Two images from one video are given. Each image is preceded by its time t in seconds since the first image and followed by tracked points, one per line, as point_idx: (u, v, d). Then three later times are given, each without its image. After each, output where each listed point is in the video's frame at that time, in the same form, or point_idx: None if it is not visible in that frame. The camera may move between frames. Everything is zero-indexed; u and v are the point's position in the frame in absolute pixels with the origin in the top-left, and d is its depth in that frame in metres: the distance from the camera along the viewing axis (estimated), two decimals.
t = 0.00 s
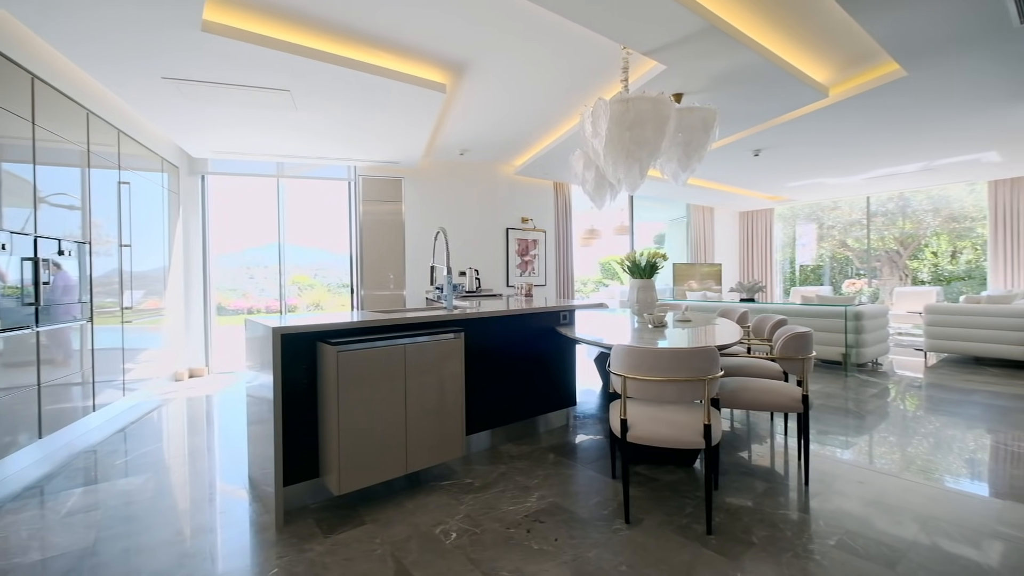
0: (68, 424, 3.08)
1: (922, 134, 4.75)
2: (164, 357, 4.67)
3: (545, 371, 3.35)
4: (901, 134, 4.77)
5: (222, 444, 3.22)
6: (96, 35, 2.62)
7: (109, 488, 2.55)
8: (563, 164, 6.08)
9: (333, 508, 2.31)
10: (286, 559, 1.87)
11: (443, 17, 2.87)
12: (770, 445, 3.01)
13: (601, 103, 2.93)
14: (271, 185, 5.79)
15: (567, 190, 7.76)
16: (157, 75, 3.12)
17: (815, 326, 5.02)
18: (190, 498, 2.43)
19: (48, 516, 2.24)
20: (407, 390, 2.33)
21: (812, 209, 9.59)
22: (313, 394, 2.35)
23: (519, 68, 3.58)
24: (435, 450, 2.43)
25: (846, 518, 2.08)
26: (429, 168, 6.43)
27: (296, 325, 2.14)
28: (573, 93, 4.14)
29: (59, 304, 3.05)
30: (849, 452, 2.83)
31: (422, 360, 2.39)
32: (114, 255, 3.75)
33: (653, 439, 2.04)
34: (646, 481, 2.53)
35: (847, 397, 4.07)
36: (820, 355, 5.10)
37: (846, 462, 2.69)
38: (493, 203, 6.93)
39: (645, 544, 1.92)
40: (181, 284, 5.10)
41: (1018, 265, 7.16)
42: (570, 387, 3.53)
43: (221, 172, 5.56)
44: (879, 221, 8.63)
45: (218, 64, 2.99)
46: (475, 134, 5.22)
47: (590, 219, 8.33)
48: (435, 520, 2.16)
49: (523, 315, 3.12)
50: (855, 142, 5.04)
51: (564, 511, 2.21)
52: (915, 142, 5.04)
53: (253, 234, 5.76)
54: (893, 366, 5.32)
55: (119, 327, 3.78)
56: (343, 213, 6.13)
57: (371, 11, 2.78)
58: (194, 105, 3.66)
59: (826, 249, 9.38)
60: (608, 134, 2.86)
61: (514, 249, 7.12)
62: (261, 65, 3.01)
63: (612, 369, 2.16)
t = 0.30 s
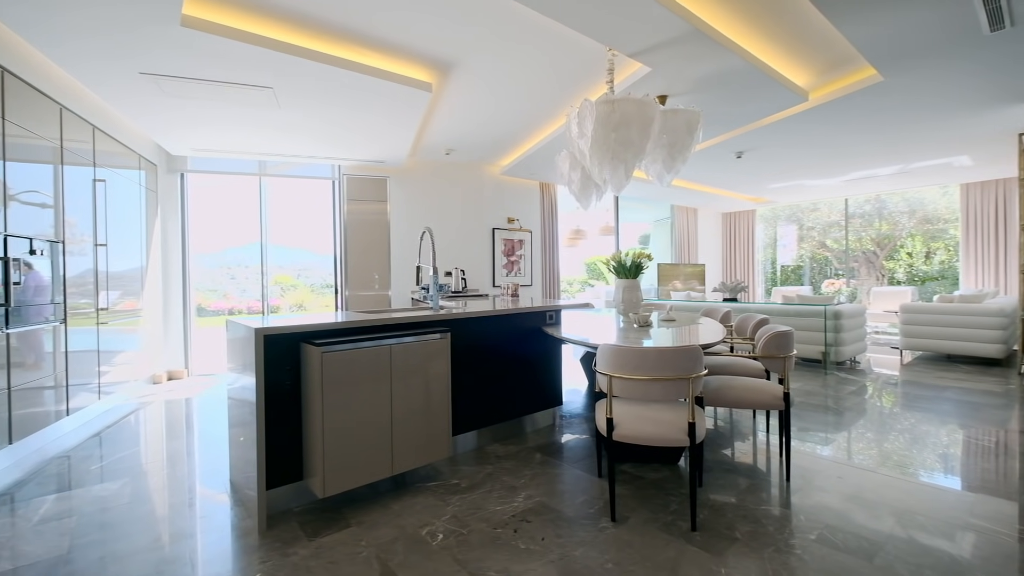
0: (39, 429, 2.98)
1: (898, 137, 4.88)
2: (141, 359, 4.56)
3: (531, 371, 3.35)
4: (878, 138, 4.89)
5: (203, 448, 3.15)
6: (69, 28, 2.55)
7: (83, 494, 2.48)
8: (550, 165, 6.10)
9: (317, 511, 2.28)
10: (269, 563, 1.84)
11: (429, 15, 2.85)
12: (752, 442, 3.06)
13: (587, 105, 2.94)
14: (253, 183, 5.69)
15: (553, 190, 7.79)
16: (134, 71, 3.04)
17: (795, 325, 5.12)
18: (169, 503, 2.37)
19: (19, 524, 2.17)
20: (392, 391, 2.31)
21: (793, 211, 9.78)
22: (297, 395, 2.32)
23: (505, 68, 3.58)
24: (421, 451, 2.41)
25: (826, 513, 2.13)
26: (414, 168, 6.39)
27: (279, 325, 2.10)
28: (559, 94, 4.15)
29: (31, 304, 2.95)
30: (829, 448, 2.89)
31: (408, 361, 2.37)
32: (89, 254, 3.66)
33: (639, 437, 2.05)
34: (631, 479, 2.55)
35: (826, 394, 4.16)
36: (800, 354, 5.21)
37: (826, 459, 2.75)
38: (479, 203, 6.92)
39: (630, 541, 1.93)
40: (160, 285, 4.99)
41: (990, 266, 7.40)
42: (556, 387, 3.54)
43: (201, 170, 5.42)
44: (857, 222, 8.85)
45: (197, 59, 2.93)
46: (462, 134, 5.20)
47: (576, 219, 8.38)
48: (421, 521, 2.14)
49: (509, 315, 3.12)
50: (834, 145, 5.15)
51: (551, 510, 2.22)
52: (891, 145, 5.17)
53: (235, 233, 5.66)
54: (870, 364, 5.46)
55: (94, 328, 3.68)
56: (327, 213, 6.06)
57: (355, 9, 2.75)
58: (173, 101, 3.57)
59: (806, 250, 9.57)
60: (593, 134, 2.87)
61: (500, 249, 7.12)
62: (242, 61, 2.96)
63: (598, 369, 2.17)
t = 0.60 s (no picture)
0: (6, 435, 2.88)
1: (872, 141, 5.02)
2: (114, 362, 4.43)
3: (515, 371, 3.35)
4: (853, 142, 5.02)
5: (180, 453, 3.08)
6: (38, 20, 2.46)
7: (53, 502, 2.40)
8: (534, 165, 6.12)
9: (298, 515, 2.24)
10: (249, 569, 1.81)
11: (412, 14, 2.83)
12: (733, 440, 3.12)
13: (571, 105, 2.95)
14: (232, 182, 5.57)
15: (537, 190, 7.81)
16: (107, 65, 2.95)
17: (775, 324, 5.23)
18: (143, 510, 2.31)
19: None
20: (376, 393, 2.28)
21: (772, 212, 9.97)
22: (277, 398, 2.28)
23: (489, 68, 3.57)
24: (405, 452, 2.40)
25: (804, 508, 2.18)
26: (397, 168, 6.34)
27: (259, 327, 2.06)
28: (543, 95, 4.17)
29: None
30: (807, 445, 2.96)
31: (391, 362, 2.35)
32: (59, 254, 3.54)
33: (622, 436, 2.07)
34: (615, 477, 2.57)
35: (804, 392, 4.25)
36: (779, 352, 5.32)
37: (804, 455, 2.81)
38: (463, 203, 6.90)
39: (614, 539, 1.95)
40: (134, 285, 4.85)
41: (959, 267, 7.67)
42: (540, 387, 3.55)
43: (177, 167, 5.28)
44: (833, 224, 9.07)
45: (174, 54, 2.85)
46: (446, 133, 5.18)
47: (560, 220, 8.43)
48: (405, 523, 2.13)
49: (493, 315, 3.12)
50: (811, 148, 5.27)
51: (535, 510, 2.22)
52: (866, 149, 5.31)
53: (213, 233, 5.54)
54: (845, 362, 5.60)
55: (65, 331, 3.56)
56: (309, 212, 5.97)
57: (337, 5, 2.72)
58: (148, 97, 3.48)
59: (784, 251, 9.77)
60: (577, 135, 2.89)
61: (484, 249, 7.11)
62: (220, 56, 2.90)
63: (581, 368, 2.18)
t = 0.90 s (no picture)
0: None
1: (850, 144, 5.13)
2: (89, 365, 4.31)
3: (502, 372, 3.35)
4: (832, 145, 5.13)
5: (158, 457, 3.01)
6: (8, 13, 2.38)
7: (24, 509, 2.32)
8: (521, 165, 6.12)
9: (281, 519, 2.21)
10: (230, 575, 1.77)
11: (398, 13, 2.80)
12: (717, 438, 3.16)
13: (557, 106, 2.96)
14: (212, 180, 5.45)
15: (524, 191, 7.82)
16: (81, 60, 2.87)
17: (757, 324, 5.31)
18: (120, 516, 2.25)
19: None
20: (361, 394, 2.26)
21: (754, 213, 10.13)
22: (260, 400, 2.24)
23: (475, 68, 3.56)
24: (390, 454, 2.38)
25: (785, 504, 2.22)
26: (383, 167, 6.29)
27: (241, 328, 2.02)
28: (530, 95, 4.17)
29: None
30: (788, 442, 3.01)
31: (376, 363, 2.33)
32: (31, 254, 3.43)
33: (608, 436, 2.08)
34: (601, 477, 2.58)
35: (786, 390, 4.33)
36: (761, 351, 5.40)
37: (785, 452, 2.86)
38: (450, 203, 6.87)
39: (600, 538, 1.96)
40: (110, 286, 4.73)
41: (933, 266, 7.90)
42: (527, 387, 3.55)
43: (154, 166, 5.16)
44: (813, 225, 9.26)
45: (152, 50, 2.78)
46: (432, 133, 5.16)
47: (545, 220, 8.42)
48: (391, 526, 2.11)
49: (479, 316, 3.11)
50: (792, 150, 5.36)
51: (522, 510, 2.22)
52: (845, 151, 5.43)
53: (192, 232, 5.43)
54: (825, 360, 5.71)
55: (36, 333, 3.45)
56: (292, 211, 5.88)
57: (320, 3, 2.68)
58: (125, 93, 3.39)
59: (767, 251, 9.94)
60: (563, 136, 2.90)
61: (470, 250, 7.10)
62: (201, 52, 2.84)
63: (568, 368, 2.19)
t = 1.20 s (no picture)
0: None
1: (827, 148, 5.26)
2: (59, 368, 4.17)
3: (486, 372, 3.34)
4: (809, 148, 5.25)
5: (133, 462, 2.93)
6: None
7: None
8: (505, 166, 6.13)
9: (261, 524, 2.17)
10: None
11: (381, 11, 2.78)
12: (699, 436, 3.20)
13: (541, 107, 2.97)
14: (189, 178, 5.32)
15: (508, 191, 7.82)
16: (52, 54, 2.77)
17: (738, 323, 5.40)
18: (92, 524, 2.18)
19: None
20: (343, 396, 2.23)
21: (735, 215, 10.30)
22: (239, 403, 2.19)
23: (460, 67, 3.54)
24: (373, 456, 2.35)
25: (765, 500, 2.26)
26: (366, 166, 6.22)
27: (219, 330, 1.98)
28: (514, 96, 4.17)
29: None
30: (768, 439, 3.07)
31: (359, 365, 2.30)
32: None
33: (592, 436, 2.08)
34: (585, 476, 2.60)
35: (765, 388, 4.41)
36: (742, 350, 5.50)
37: (765, 449, 2.92)
38: (434, 202, 6.84)
39: (584, 537, 1.97)
40: (81, 287, 4.58)
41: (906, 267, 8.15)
42: (511, 387, 3.55)
43: (128, 163, 5.03)
44: (792, 226, 9.46)
45: (126, 44, 2.71)
46: (417, 132, 5.13)
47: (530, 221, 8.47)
48: (374, 529, 2.09)
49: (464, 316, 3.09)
50: (771, 153, 5.47)
51: (507, 510, 2.22)
52: (822, 154, 5.56)
53: (169, 232, 5.30)
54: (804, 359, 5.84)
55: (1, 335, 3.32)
56: (273, 210, 5.78)
57: None
58: (97, 88, 3.29)
59: (747, 252, 10.12)
60: (548, 137, 2.91)
61: (455, 250, 7.07)
62: (178, 47, 2.77)
63: (552, 368, 2.20)
